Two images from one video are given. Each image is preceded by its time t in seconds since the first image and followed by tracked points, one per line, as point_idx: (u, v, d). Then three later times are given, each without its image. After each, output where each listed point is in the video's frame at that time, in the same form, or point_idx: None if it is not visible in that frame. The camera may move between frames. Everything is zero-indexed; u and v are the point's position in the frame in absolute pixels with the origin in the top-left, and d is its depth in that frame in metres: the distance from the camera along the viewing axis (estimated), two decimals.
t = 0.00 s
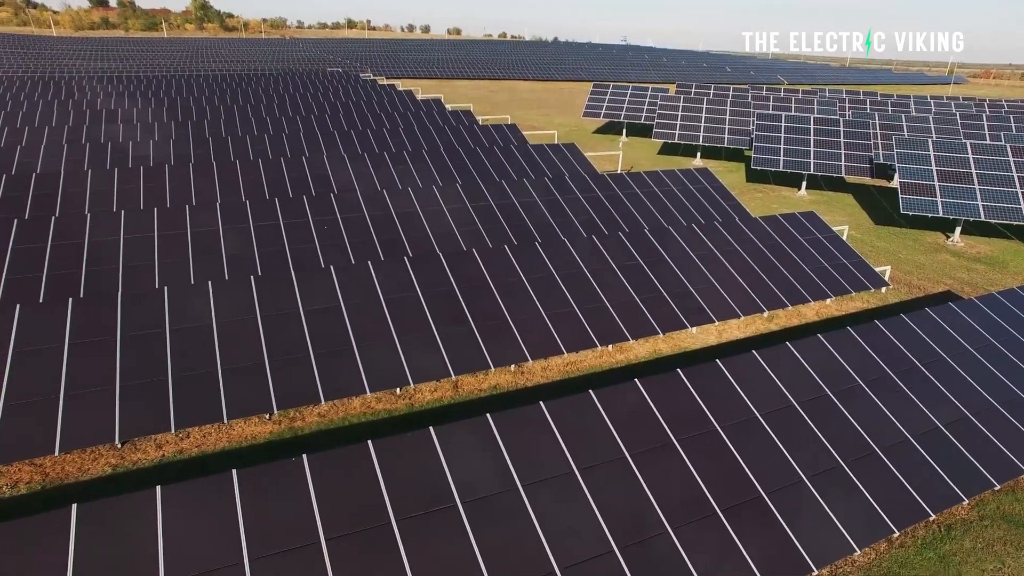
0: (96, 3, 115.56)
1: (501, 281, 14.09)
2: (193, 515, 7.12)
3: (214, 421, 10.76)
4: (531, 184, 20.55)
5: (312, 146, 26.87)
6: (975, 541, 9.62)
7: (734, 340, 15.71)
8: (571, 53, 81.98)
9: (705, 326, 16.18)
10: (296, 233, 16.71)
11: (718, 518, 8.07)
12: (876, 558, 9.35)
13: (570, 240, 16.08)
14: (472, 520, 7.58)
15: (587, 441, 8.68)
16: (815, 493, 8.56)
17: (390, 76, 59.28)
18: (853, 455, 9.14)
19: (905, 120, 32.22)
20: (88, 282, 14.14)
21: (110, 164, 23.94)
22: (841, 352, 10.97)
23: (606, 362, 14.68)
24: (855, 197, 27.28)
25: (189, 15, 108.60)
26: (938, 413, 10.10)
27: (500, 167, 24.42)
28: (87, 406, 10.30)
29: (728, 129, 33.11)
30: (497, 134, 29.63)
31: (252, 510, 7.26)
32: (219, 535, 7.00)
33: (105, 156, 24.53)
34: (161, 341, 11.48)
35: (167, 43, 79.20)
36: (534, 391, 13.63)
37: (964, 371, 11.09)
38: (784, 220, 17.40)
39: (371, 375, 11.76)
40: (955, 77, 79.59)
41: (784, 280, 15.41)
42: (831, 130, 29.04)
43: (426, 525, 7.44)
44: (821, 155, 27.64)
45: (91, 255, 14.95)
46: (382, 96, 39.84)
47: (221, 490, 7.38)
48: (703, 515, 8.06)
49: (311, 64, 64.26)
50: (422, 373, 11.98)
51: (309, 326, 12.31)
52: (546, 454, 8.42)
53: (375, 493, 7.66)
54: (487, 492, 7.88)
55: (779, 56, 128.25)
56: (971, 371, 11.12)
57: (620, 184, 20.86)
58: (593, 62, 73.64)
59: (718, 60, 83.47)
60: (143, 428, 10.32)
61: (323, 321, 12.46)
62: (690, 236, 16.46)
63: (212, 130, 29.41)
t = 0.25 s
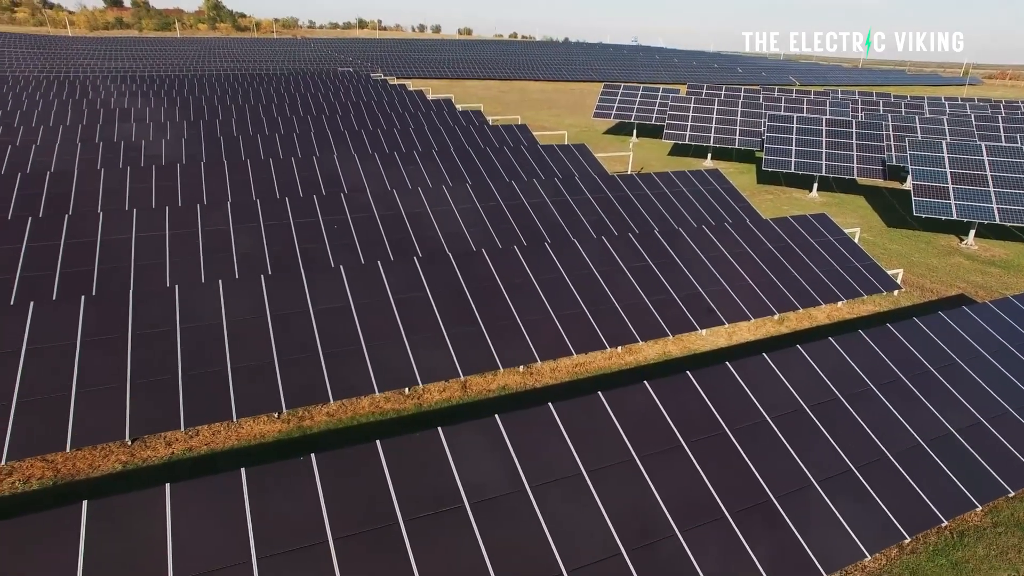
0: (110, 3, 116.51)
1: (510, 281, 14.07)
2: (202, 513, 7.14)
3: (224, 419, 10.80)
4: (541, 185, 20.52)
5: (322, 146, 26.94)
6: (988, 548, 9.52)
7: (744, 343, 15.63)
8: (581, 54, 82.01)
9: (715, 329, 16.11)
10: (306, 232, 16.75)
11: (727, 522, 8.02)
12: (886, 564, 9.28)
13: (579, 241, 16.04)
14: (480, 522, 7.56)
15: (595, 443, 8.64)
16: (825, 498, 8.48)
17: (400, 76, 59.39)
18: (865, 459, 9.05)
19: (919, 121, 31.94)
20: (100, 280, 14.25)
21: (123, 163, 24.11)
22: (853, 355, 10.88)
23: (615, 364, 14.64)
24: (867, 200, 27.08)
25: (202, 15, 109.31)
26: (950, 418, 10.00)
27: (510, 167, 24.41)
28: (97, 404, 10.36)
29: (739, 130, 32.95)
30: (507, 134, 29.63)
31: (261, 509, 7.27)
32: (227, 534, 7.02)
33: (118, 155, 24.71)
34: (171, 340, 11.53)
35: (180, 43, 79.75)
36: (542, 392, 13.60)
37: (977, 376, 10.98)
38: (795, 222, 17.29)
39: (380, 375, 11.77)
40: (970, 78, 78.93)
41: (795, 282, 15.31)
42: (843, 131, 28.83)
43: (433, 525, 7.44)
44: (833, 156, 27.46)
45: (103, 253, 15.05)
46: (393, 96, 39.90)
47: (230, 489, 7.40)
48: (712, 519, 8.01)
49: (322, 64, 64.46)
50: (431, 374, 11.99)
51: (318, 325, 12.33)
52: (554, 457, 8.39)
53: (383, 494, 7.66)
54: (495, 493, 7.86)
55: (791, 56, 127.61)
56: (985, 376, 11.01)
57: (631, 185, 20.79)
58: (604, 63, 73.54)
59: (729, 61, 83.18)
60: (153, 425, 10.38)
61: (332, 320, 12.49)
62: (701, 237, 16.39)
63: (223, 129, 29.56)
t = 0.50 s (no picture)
0: (122, 3, 117.26)
1: (518, 282, 14.06)
2: (210, 511, 7.17)
3: (232, 418, 10.84)
4: (550, 185, 20.51)
5: (331, 145, 27.01)
6: (1001, 554, 9.44)
7: (753, 345, 15.56)
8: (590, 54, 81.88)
9: (724, 330, 16.06)
10: (315, 231, 16.79)
11: (735, 525, 7.98)
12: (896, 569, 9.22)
13: (588, 242, 16.02)
14: (487, 522, 7.55)
15: (603, 445, 8.62)
16: (835, 502, 8.42)
17: (409, 76, 59.48)
18: (875, 463, 8.99)
19: (931, 122, 31.72)
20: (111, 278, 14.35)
21: (134, 162, 24.25)
22: (863, 359, 10.81)
23: (623, 365, 14.62)
24: (877, 201, 26.92)
25: (213, 15, 109.82)
26: (962, 422, 9.92)
27: (519, 168, 24.40)
28: (108, 401, 10.43)
29: (749, 131, 32.82)
30: (516, 134, 29.63)
31: (269, 508, 7.29)
32: (236, 532, 7.04)
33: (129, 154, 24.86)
34: (181, 338, 11.58)
35: (191, 42, 80.22)
36: (550, 393, 13.59)
37: (989, 380, 10.89)
38: (805, 224, 17.20)
39: (388, 375, 11.79)
40: (982, 79, 78.29)
41: (805, 284, 15.23)
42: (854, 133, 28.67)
43: (441, 526, 7.44)
44: (844, 158, 27.31)
45: (114, 252, 15.14)
46: (402, 95, 39.95)
47: (239, 487, 7.42)
48: (720, 521, 7.97)
49: (332, 64, 64.64)
50: (439, 373, 11.99)
51: (327, 325, 12.36)
52: (562, 458, 8.38)
53: (391, 494, 7.66)
54: (502, 494, 7.85)
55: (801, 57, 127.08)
56: (997, 380, 10.92)
57: (640, 186, 20.74)
58: (613, 63, 73.41)
59: (739, 61, 82.85)
60: (162, 423, 10.43)
61: (341, 320, 12.51)
62: (710, 238, 16.33)
63: (233, 128, 29.69)
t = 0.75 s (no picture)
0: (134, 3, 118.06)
1: (527, 282, 14.04)
2: (219, 510, 7.19)
3: (241, 416, 10.87)
4: (559, 186, 20.48)
5: (341, 145, 27.09)
6: (1013, 561, 9.35)
7: (763, 347, 15.50)
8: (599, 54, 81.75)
9: (733, 332, 16.00)
10: (324, 231, 16.84)
11: (744, 528, 7.93)
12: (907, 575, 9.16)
13: (596, 242, 15.99)
14: (495, 523, 7.54)
15: (611, 446, 8.60)
16: (846, 506, 8.36)
17: (418, 75, 59.55)
18: (886, 468, 8.92)
19: (944, 124, 31.48)
20: (123, 276, 14.45)
21: (145, 161, 24.40)
22: (874, 361, 10.74)
23: (631, 367, 14.58)
24: (889, 203, 26.74)
25: (224, 15, 110.35)
26: (975, 427, 9.83)
27: (528, 168, 24.39)
28: (118, 399, 10.49)
29: (759, 132, 32.68)
30: (526, 134, 29.62)
31: (278, 506, 7.31)
32: (244, 530, 7.06)
33: (141, 153, 25.02)
34: (191, 336, 11.63)
35: (202, 42, 80.65)
36: (558, 394, 13.57)
37: (1002, 384, 10.78)
38: (816, 225, 17.10)
39: (396, 375, 11.80)
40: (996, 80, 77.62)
41: (815, 286, 15.14)
42: (866, 134, 28.49)
43: (449, 527, 7.43)
44: (855, 159, 27.16)
45: (125, 250, 15.23)
46: (411, 95, 40.02)
47: (248, 486, 7.45)
48: (729, 524, 7.93)
49: (342, 64, 64.82)
50: (447, 373, 11.99)
51: (336, 324, 12.39)
52: (570, 459, 8.35)
53: (399, 494, 7.66)
54: (510, 494, 7.84)
55: (811, 58, 126.52)
56: (1011, 384, 10.81)
57: (649, 187, 20.69)
58: (622, 64, 73.25)
59: (749, 62, 82.52)
60: (172, 420, 10.48)
61: (349, 319, 12.53)
62: (719, 240, 16.27)
63: (243, 128, 29.83)
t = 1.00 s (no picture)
0: (147, 4, 118.87)
1: (536, 283, 14.03)
2: (228, 507, 7.21)
3: (250, 414, 10.91)
4: (568, 186, 20.45)
5: (351, 144, 27.15)
6: None
7: (773, 349, 15.41)
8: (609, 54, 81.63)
9: (743, 334, 15.94)
10: (334, 230, 16.88)
11: (754, 531, 7.88)
12: None
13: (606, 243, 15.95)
14: (503, 524, 7.52)
15: (620, 447, 8.56)
16: (857, 510, 8.28)
17: (428, 75, 59.66)
18: (898, 472, 8.84)
19: (957, 125, 31.23)
20: (134, 274, 14.54)
21: (157, 159, 24.55)
22: (886, 364, 10.66)
23: (640, 368, 14.54)
24: (901, 205, 26.55)
25: (235, 15, 110.92)
26: (989, 431, 9.73)
27: (537, 168, 24.37)
28: (129, 396, 10.55)
29: (770, 132, 32.53)
30: (535, 134, 29.60)
31: (287, 505, 7.32)
32: (254, 527, 7.09)
33: (152, 152, 25.17)
34: (201, 334, 11.67)
35: (214, 41, 81.12)
36: (567, 395, 13.55)
37: (1018, 388, 10.66)
38: (827, 227, 16.99)
39: (406, 374, 11.81)
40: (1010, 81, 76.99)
41: (826, 288, 15.05)
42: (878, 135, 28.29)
43: (458, 527, 7.42)
44: (866, 161, 26.99)
45: (136, 248, 15.32)
46: (421, 95, 40.09)
47: (257, 483, 7.47)
48: (738, 527, 7.89)
49: (352, 64, 65.00)
50: (456, 373, 11.98)
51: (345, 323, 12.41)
52: (579, 460, 8.33)
53: (408, 493, 7.66)
54: (518, 495, 7.82)
55: (822, 59, 126.00)
56: None
57: (659, 187, 20.63)
58: (632, 64, 73.13)
59: (760, 63, 82.20)
60: (182, 418, 10.52)
61: (359, 318, 12.55)
62: (729, 241, 16.20)
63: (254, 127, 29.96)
